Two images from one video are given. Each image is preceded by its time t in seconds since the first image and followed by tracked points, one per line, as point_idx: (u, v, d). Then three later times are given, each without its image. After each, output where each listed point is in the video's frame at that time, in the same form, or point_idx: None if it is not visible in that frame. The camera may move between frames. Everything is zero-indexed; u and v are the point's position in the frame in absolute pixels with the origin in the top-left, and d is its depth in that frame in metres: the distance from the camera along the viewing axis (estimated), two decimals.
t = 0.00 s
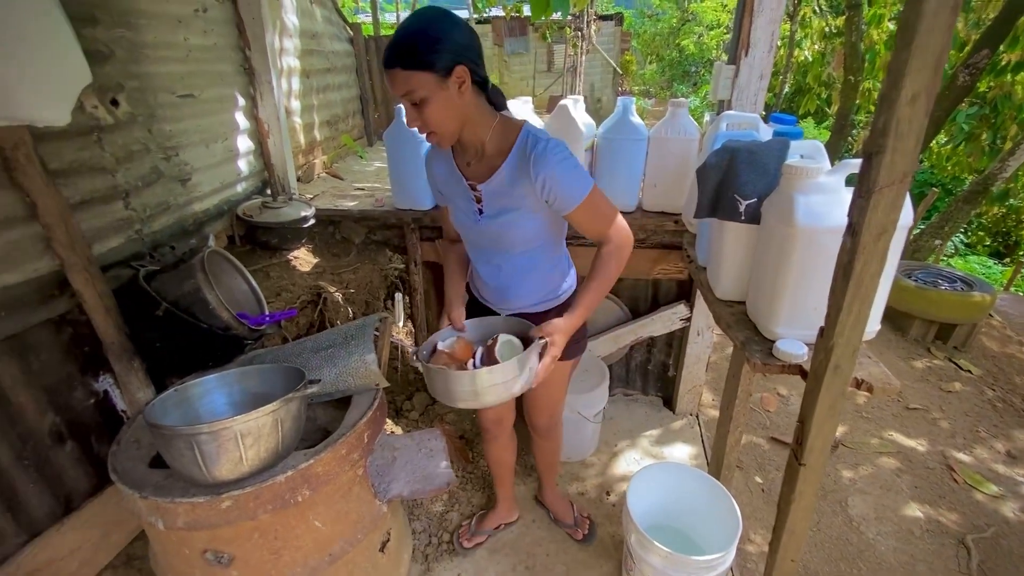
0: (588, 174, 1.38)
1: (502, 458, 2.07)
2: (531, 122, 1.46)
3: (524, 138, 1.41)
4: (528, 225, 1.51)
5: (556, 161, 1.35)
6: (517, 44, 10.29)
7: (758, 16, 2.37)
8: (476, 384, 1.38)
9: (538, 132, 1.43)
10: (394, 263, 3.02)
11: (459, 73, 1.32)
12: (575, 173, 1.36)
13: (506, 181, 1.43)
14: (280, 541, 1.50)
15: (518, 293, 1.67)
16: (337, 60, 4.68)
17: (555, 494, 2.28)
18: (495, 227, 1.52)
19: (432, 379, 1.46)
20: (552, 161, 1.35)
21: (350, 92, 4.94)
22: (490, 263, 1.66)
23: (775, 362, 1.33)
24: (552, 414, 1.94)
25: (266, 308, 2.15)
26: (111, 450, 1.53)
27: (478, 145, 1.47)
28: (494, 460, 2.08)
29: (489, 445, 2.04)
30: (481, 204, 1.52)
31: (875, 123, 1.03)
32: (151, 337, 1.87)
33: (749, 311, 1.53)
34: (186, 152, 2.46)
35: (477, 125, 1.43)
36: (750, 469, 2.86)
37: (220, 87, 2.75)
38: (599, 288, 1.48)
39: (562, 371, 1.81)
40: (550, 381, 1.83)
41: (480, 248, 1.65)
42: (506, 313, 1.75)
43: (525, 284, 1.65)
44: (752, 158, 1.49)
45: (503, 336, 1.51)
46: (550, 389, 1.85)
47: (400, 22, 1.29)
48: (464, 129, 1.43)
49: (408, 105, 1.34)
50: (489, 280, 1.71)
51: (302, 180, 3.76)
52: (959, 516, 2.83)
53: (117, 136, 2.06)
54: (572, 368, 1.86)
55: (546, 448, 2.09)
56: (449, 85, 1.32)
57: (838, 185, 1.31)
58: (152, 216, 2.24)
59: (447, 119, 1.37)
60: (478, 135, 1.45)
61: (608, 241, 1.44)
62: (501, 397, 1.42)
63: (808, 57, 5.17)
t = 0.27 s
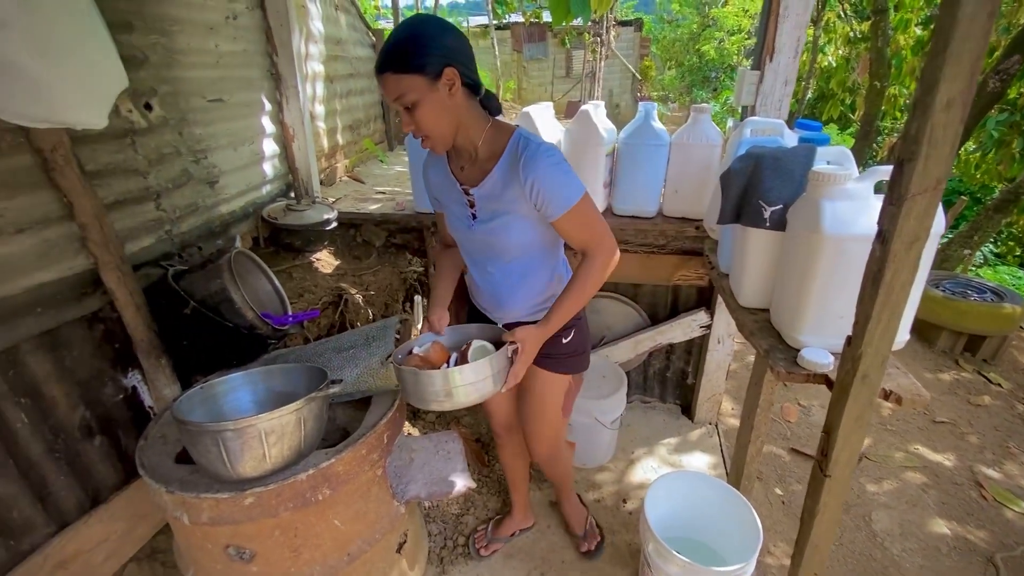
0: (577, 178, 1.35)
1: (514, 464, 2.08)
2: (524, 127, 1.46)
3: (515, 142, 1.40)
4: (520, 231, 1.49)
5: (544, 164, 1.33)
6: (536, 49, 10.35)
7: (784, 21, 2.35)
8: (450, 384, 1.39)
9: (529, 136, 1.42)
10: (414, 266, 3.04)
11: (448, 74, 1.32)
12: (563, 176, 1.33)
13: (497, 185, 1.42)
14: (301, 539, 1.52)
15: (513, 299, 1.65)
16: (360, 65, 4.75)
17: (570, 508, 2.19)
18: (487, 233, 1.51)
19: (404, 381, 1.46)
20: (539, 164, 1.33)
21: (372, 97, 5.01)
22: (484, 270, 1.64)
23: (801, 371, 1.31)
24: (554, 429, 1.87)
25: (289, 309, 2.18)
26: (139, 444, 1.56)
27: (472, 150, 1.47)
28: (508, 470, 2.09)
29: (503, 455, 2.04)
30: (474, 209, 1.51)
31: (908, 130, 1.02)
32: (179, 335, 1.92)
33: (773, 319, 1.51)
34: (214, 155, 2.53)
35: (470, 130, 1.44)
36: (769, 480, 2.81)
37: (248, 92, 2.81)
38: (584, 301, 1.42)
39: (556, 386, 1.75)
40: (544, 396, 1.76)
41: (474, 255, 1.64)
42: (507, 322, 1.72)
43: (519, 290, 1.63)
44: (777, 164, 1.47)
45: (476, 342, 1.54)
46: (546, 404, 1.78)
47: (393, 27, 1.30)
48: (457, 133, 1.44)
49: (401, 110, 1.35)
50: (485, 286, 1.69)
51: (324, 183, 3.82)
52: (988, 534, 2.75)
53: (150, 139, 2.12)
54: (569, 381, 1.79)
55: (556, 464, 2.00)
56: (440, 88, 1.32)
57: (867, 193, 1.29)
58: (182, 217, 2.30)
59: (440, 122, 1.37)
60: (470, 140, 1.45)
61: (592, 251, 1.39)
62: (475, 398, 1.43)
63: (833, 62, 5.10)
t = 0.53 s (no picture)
0: (583, 178, 1.31)
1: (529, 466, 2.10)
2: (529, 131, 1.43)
3: (518, 147, 1.38)
4: (527, 236, 1.47)
5: (546, 167, 1.30)
6: (557, 56, 10.41)
7: (813, 27, 2.32)
8: (465, 390, 1.36)
9: (533, 140, 1.40)
10: (434, 270, 3.05)
11: (448, 85, 1.31)
12: (567, 178, 1.29)
13: (501, 190, 1.41)
14: (323, 539, 1.53)
15: (523, 306, 1.63)
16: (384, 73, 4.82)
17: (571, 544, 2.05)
18: (495, 239, 1.50)
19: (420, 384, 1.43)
20: (541, 168, 1.30)
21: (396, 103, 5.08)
22: (494, 276, 1.63)
23: (829, 382, 1.28)
24: (563, 452, 1.79)
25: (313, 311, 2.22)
26: (168, 440, 1.60)
27: (477, 157, 1.46)
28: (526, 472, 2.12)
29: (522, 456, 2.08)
30: (481, 215, 1.51)
31: (944, 137, 1.00)
32: (208, 335, 1.97)
33: (801, 330, 1.48)
34: (244, 160, 2.59)
35: (474, 137, 1.42)
36: (793, 494, 2.75)
37: (277, 99, 2.87)
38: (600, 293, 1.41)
39: (559, 405, 1.70)
40: (547, 414, 1.72)
41: (484, 261, 1.63)
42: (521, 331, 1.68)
43: (528, 296, 1.60)
44: (804, 171, 1.46)
45: (491, 334, 1.46)
46: (549, 424, 1.73)
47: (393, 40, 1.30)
48: (461, 140, 1.43)
49: (404, 120, 1.35)
50: (495, 293, 1.68)
51: (349, 188, 3.88)
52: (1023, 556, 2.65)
53: (184, 144, 2.19)
54: (577, 403, 1.72)
55: (564, 490, 1.89)
56: (440, 98, 1.31)
57: (899, 201, 1.27)
58: (212, 220, 2.36)
59: (442, 131, 1.37)
60: (475, 146, 1.44)
61: (609, 244, 1.36)
62: (492, 399, 1.40)
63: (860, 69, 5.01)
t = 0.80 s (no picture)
0: (599, 182, 1.30)
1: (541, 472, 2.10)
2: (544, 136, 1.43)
3: (532, 151, 1.38)
4: (541, 241, 1.46)
5: (560, 171, 1.30)
6: (574, 60, 10.44)
7: (837, 31, 2.30)
8: (475, 393, 1.35)
9: (548, 145, 1.39)
10: (450, 274, 3.08)
11: (464, 88, 1.30)
12: (581, 182, 1.29)
13: (515, 194, 1.41)
14: (339, 539, 1.55)
15: (534, 314, 1.61)
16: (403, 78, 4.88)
17: (582, 557, 2.04)
18: (508, 244, 1.50)
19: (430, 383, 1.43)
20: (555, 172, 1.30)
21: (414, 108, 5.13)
22: (506, 283, 1.62)
23: (852, 393, 1.26)
24: (574, 467, 1.79)
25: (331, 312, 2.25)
26: (189, 438, 1.63)
27: (492, 161, 1.46)
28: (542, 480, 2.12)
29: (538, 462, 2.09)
30: (495, 220, 1.51)
31: (976, 144, 0.98)
32: (229, 335, 2.00)
33: (823, 339, 1.46)
34: (267, 164, 2.64)
35: (490, 140, 1.42)
36: (813, 506, 2.70)
37: (299, 104, 2.92)
38: (615, 299, 1.39)
39: (569, 422, 1.69)
40: (556, 430, 1.72)
41: (497, 267, 1.62)
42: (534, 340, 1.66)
43: (540, 304, 1.59)
44: (828, 176, 1.43)
45: (503, 342, 1.46)
46: (558, 440, 1.73)
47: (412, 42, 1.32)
48: (478, 143, 1.43)
49: (422, 122, 1.37)
50: (507, 300, 1.67)
51: (367, 192, 3.93)
52: None
53: (209, 147, 2.23)
54: (587, 420, 1.70)
55: (577, 504, 1.89)
56: (457, 100, 1.32)
57: (926, 208, 1.25)
58: (234, 222, 2.40)
59: (459, 134, 1.38)
60: (491, 149, 1.44)
61: (627, 249, 1.34)
62: (501, 404, 1.38)
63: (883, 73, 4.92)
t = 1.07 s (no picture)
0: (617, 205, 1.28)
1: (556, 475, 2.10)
2: (568, 149, 1.42)
3: (554, 165, 1.38)
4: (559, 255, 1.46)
5: (579, 191, 1.29)
6: (592, 65, 10.47)
7: (862, 35, 2.27)
8: (485, 409, 1.43)
9: (570, 160, 1.38)
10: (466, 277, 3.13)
11: (487, 97, 1.31)
12: (597, 205, 1.27)
13: (534, 207, 1.41)
14: (356, 539, 1.56)
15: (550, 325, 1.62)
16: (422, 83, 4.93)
17: (597, 563, 2.03)
18: (527, 255, 1.51)
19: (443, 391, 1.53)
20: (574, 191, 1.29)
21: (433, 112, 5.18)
22: (524, 293, 1.63)
23: (877, 404, 1.23)
24: (590, 475, 1.79)
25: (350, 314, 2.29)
26: (212, 436, 1.66)
27: (515, 170, 1.47)
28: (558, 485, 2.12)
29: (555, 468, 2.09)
30: (515, 230, 1.51)
31: (1008, 152, 0.96)
32: (251, 336, 2.04)
33: (848, 347, 1.43)
34: (290, 168, 2.69)
35: (513, 149, 1.43)
36: (833, 518, 2.65)
37: (321, 110, 2.97)
38: (627, 323, 1.38)
39: (585, 431, 1.69)
40: (572, 439, 1.72)
41: (515, 276, 1.63)
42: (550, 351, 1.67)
43: (555, 316, 1.59)
44: (852, 183, 1.42)
45: (511, 354, 1.55)
46: (574, 449, 1.74)
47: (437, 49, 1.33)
48: (501, 151, 1.45)
49: (446, 131, 1.39)
50: (523, 309, 1.68)
51: (386, 196, 3.97)
52: None
53: (234, 152, 2.28)
54: (603, 429, 1.70)
55: (592, 510, 1.88)
56: (481, 110, 1.33)
57: (956, 216, 1.22)
58: (258, 225, 2.45)
59: (482, 142, 1.39)
60: (514, 159, 1.45)
61: (641, 276, 1.33)
62: (506, 421, 1.48)
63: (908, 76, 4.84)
